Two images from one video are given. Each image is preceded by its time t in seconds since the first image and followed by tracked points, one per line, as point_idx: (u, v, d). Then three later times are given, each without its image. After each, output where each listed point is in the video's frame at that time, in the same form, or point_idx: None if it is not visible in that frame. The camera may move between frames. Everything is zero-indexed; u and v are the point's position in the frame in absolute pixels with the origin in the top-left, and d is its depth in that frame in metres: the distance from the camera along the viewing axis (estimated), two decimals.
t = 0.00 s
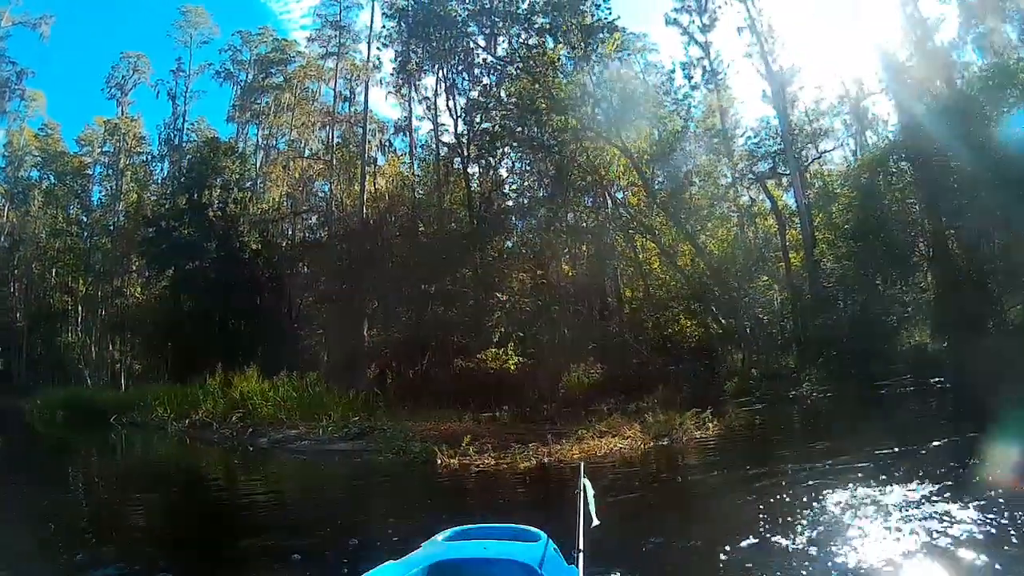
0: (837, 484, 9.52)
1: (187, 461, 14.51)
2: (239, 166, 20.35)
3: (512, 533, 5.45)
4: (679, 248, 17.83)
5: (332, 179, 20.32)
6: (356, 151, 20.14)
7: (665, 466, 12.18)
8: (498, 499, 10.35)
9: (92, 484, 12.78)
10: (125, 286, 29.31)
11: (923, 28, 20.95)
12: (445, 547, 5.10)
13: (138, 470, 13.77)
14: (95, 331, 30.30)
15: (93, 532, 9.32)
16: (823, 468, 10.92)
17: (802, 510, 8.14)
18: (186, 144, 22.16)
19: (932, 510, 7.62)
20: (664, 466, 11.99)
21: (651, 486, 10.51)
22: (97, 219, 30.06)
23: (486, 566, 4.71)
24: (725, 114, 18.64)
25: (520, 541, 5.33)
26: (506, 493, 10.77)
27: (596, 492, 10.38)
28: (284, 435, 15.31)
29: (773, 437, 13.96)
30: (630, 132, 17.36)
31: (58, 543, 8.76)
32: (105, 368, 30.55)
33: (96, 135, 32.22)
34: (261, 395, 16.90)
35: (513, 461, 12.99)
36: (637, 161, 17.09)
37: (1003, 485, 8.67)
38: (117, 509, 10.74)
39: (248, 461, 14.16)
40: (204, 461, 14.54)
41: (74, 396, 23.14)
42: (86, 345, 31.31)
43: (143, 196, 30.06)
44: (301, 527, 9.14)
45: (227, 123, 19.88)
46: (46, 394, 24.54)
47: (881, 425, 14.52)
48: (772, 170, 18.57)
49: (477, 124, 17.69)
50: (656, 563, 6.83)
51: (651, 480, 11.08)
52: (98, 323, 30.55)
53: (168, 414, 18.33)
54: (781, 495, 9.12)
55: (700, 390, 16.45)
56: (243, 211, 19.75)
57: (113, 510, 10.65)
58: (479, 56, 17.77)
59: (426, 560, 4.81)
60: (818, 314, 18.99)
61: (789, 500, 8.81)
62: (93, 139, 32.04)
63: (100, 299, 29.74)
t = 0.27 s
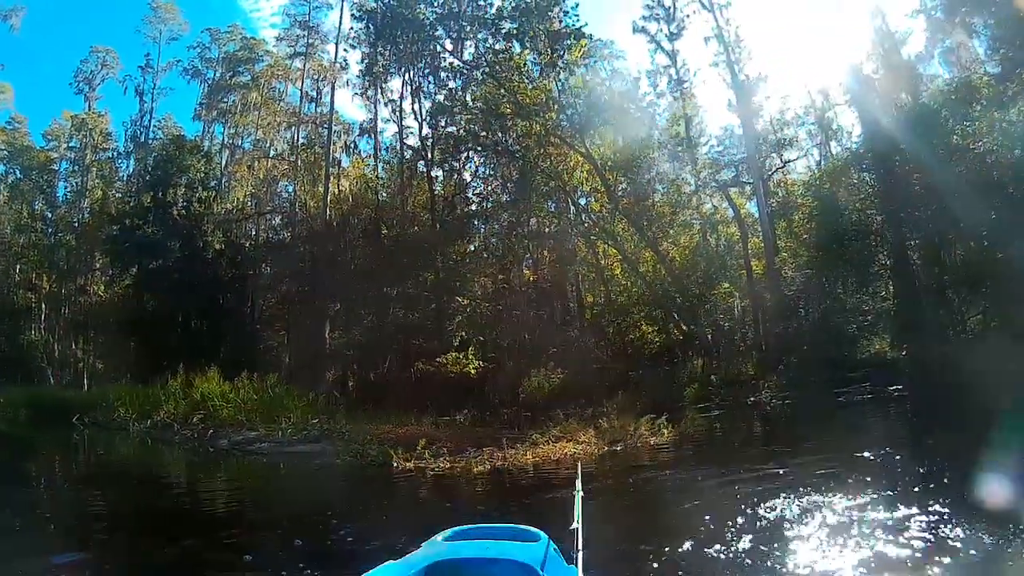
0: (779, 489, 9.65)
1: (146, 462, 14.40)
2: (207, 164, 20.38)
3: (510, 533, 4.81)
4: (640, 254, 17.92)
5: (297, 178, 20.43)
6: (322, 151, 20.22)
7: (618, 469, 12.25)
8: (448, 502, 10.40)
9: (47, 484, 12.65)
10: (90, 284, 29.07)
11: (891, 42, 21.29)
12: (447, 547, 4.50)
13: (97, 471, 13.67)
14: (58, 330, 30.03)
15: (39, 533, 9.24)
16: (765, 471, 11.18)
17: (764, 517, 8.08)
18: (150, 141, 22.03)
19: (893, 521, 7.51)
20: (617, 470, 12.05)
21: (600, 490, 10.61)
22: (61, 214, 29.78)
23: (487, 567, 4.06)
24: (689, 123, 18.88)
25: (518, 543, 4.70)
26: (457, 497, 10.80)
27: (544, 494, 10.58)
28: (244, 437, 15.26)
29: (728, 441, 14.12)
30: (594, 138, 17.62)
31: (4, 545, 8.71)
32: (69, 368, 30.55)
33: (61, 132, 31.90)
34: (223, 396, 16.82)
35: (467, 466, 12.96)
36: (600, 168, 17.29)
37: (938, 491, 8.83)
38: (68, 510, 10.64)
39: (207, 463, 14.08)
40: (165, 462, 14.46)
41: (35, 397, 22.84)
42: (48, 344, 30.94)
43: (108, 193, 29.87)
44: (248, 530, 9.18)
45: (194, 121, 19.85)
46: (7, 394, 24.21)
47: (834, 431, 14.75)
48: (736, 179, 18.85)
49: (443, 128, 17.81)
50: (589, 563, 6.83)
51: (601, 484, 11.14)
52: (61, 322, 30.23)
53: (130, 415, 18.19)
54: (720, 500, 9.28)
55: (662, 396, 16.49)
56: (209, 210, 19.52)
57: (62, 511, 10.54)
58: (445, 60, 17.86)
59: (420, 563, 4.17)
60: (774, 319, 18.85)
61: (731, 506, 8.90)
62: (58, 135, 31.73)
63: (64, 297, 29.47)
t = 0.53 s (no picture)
0: (733, 493, 9.86)
1: (113, 455, 14.37)
2: (184, 156, 20.44)
3: (510, 534, 4.66)
4: (613, 257, 17.81)
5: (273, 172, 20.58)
6: (300, 146, 20.33)
7: (578, 471, 12.36)
8: (408, 500, 10.50)
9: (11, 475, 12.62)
10: (63, 273, 28.92)
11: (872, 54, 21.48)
12: (446, 547, 4.34)
13: (63, 463, 13.63)
14: (30, 318, 29.82)
15: None
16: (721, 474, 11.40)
17: (733, 530, 7.86)
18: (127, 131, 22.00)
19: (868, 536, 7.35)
20: (578, 472, 12.15)
21: (559, 492, 10.73)
22: (37, 201, 29.63)
23: (488, 566, 3.92)
24: (666, 129, 18.92)
25: (517, 545, 4.54)
26: (417, 495, 10.89)
27: (503, 494, 10.68)
28: (213, 431, 15.28)
29: (691, 443, 14.34)
30: (569, 141, 17.67)
31: None
32: (41, 357, 30.36)
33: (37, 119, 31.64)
34: (194, 390, 16.80)
35: (431, 464, 13.02)
36: (576, 170, 17.45)
37: (884, 498, 9.09)
38: (28, 502, 10.62)
39: (175, 456, 14.08)
40: (133, 455, 14.43)
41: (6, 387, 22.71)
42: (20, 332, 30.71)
43: (83, 181, 29.70)
44: (207, 523, 9.27)
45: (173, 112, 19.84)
46: None
47: (796, 436, 14.96)
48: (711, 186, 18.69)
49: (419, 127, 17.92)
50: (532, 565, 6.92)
51: (560, 485, 11.24)
52: (33, 311, 30.01)
53: (101, 407, 18.13)
54: (673, 503, 9.42)
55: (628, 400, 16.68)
56: (184, 202, 19.50)
57: (22, 503, 10.53)
58: (424, 59, 17.99)
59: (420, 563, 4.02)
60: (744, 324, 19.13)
61: (687, 511, 9.00)
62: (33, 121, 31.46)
63: (36, 285, 29.27)
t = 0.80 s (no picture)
0: (694, 496, 9.95)
1: (85, 447, 14.32)
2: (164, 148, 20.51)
3: (509, 533, 4.40)
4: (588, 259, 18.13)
5: (251, 166, 20.68)
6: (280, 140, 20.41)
7: (545, 471, 12.42)
8: (373, 497, 10.55)
9: None
10: (40, 264, 28.74)
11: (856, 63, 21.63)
12: (447, 547, 4.08)
13: (34, 455, 13.57)
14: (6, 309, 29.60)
15: None
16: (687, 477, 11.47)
17: (702, 538, 7.76)
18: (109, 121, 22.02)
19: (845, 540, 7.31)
20: (545, 471, 12.19)
21: (524, 491, 10.79)
22: (16, 188, 29.63)
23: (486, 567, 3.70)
24: (646, 131, 18.99)
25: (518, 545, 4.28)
26: (383, 491, 10.96)
27: (467, 493, 10.74)
28: (187, 426, 15.25)
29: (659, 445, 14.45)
30: (549, 141, 17.74)
31: None
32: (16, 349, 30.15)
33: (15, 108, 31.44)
34: (169, 383, 16.74)
35: (401, 461, 13.05)
36: (553, 171, 17.58)
37: (842, 502, 9.18)
38: None
39: (147, 450, 14.04)
40: (105, 448, 14.39)
41: None
42: None
43: (62, 172, 29.57)
44: (171, 518, 9.33)
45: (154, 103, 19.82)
46: None
47: (765, 439, 15.11)
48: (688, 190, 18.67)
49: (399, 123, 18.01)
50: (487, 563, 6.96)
51: (526, 485, 11.31)
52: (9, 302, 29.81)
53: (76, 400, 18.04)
54: (634, 503, 9.49)
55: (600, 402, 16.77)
56: (164, 194, 19.51)
57: None
58: (406, 56, 18.10)
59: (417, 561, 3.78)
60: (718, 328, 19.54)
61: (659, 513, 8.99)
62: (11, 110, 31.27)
63: (13, 276, 29.09)
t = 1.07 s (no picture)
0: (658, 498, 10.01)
1: (57, 440, 14.22)
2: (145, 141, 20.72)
3: (509, 533, 4.55)
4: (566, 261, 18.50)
5: (231, 161, 20.85)
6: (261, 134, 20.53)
7: (514, 470, 12.45)
8: (340, 494, 10.59)
9: None
10: (17, 254, 28.54)
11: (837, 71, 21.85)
12: (447, 547, 4.20)
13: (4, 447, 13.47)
14: None
15: None
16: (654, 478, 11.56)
17: (661, 536, 7.75)
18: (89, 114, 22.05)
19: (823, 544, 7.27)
20: (513, 471, 12.21)
21: (491, 491, 10.81)
22: None
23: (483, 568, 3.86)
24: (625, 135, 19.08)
25: (516, 543, 4.43)
26: (352, 489, 10.99)
27: (434, 491, 10.76)
28: (160, 420, 15.19)
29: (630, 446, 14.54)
30: (527, 143, 17.80)
31: None
32: None
33: None
34: (144, 377, 16.65)
35: (372, 459, 13.04)
36: (532, 172, 17.67)
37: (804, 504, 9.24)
38: None
39: (119, 444, 13.97)
40: (77, 441, 14.30)
41: None
42: None
43: (42, 163, 29.44)
44: (136, 512, 9.40)
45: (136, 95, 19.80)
46: None
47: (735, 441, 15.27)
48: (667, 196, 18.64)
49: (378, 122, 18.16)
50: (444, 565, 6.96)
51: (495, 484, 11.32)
52: None
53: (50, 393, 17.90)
54: (599, 504, 9.50)
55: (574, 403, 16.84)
56: (142, 188, 19.66)
57: None
58: (388, 54, 18.16)
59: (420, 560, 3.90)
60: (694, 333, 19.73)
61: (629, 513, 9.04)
62: None
63: None
